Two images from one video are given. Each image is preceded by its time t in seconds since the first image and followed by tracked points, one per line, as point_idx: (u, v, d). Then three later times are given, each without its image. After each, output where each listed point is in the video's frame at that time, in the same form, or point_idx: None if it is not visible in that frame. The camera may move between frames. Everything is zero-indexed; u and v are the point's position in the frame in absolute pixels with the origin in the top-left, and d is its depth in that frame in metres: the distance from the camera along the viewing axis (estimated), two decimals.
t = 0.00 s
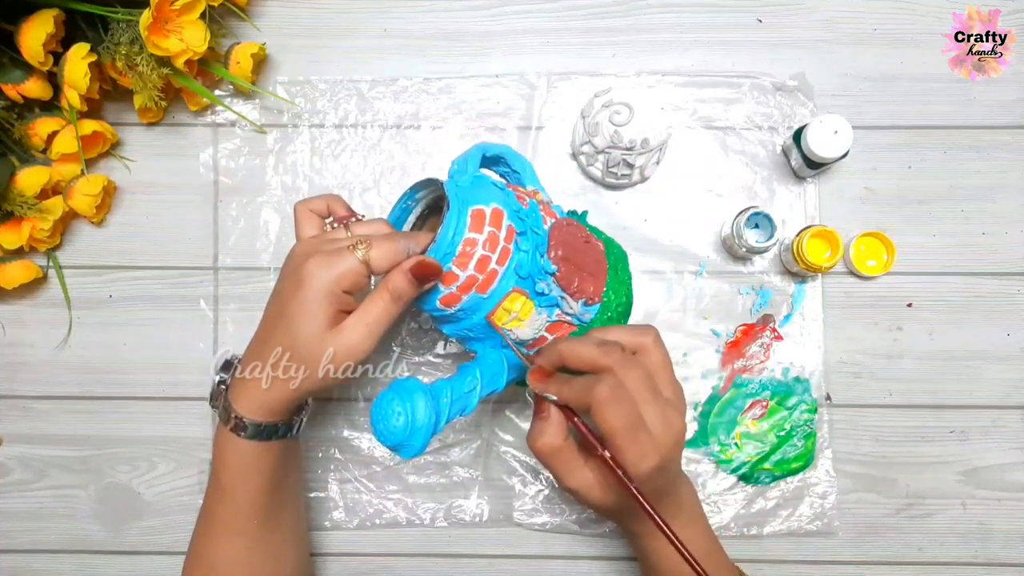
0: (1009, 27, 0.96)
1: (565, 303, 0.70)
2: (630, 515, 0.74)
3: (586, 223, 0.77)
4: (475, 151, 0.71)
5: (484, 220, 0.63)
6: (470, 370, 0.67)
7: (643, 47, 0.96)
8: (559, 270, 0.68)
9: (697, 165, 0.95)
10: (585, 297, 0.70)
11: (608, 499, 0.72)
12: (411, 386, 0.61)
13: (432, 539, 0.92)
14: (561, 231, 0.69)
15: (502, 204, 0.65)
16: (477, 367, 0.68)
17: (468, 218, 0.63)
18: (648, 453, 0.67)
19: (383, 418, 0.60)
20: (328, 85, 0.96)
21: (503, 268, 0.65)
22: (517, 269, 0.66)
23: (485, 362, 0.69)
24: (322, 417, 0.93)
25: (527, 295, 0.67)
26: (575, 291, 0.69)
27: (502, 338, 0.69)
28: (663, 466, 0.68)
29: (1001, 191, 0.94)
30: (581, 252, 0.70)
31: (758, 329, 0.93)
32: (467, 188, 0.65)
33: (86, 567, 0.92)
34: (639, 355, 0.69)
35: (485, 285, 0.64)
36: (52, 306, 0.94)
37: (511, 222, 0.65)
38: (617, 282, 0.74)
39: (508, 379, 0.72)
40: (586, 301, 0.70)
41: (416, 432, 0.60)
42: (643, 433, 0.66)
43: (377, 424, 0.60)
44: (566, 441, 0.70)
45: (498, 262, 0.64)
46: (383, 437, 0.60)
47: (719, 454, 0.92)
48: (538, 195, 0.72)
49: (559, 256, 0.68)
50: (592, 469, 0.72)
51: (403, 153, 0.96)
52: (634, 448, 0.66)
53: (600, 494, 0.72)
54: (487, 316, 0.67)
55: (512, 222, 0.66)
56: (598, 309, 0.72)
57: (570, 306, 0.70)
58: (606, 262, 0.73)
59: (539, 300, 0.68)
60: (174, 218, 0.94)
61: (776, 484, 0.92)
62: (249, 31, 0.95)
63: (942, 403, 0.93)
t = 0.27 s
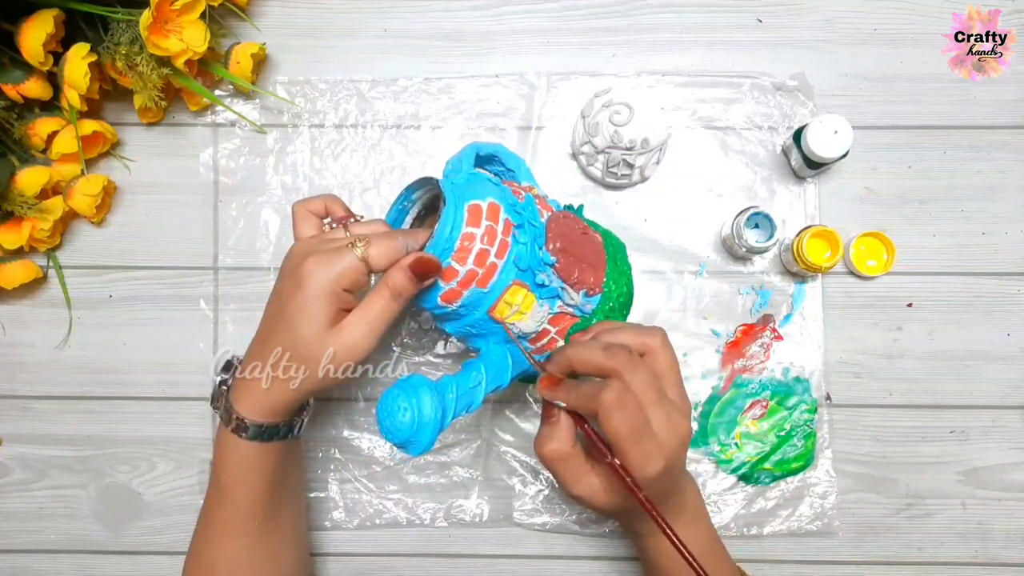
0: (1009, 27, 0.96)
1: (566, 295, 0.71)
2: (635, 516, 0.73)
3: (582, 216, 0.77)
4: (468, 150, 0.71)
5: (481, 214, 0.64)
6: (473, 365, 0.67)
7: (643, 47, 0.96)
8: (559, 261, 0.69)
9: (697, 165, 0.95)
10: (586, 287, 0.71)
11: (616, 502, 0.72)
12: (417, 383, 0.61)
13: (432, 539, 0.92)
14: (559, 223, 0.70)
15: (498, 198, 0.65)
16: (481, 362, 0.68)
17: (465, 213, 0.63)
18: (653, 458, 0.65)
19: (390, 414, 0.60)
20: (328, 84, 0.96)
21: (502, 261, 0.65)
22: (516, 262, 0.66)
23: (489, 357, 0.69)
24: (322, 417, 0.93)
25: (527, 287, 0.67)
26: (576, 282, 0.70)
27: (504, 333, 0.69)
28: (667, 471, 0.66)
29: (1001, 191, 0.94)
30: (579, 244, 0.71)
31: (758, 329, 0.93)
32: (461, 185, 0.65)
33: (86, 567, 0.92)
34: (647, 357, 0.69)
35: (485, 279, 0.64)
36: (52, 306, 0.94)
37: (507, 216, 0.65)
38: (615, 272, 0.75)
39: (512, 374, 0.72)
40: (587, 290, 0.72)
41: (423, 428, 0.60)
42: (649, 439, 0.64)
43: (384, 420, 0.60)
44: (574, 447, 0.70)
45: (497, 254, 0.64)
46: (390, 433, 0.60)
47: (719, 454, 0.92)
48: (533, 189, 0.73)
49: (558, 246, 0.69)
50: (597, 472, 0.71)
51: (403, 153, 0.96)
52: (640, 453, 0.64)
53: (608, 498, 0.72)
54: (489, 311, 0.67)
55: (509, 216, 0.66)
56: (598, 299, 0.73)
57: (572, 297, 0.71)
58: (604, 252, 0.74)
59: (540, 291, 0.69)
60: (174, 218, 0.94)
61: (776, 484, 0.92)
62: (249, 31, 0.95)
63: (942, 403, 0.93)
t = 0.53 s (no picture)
0: (1009, 27, 0.96)
1: (564, 301, 0.69)
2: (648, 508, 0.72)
3: (585, 221, 0.76)
4: (473, 151, 0.72)
5: (481, 218, 0.64)
6: (468, 368, 0.68)
7: (643, 47, 0.96)
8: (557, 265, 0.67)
9: (697, 165, 0.95)
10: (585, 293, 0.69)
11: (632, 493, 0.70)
12: (410, 385, 0.61)
13: (432, 539, 0.92)
14: (558, 228, 0.68)
15: (499, 201, 0.66)
16: (476, 365, 0.68)
17: (464, 215, 0.63)
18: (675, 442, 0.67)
19: (382, 416, 0.60)
20: (328, 84, 0.96)
21: (500, 265, 0.65)
22: (514, 267, 0.66)
23: (484, 360, 0.69)
24: (322, 417, 0.93)
25: (525, 292, 0.67)
26: (574, 288, 0.69)
27: (500, 336, 0.69)
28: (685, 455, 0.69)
29: (1001, 191, 0.94)
30: (578, 249, 0.69)
31: (758, 329, 0.93)
32: (462, 187, 0.65)
33: (86, 567, 0.92)
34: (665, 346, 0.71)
35: (483, 283, 0.64)
36: (52, 306, 0.94)
37: (507, 219, 0.65)
38: (616, 279, 0.73)
39: (508, 377, 0.72)
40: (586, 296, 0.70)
41: (416, 430, 0.60)
42: (673, 422, 0.67)
43: (376, 422, 0.60)
44: (593, 432, 0.68)
45: (496, 258, 0.64)
46: (383, 436, 0.60)
47: (719, 454, 0.92)
48: (535, 193, 0.72)
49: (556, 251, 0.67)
50: (614, 459, 0.70)
51: (403, 153, 0.96)
52: (664, 437, 0.67)
53: (624, 486, 0.70)
54: (486, 314, 0.67)
55: (509, 220, 0.66)
56: (597, 306, 0.71)
57: (569, 303, 0.69)
58: (605, 259, 0.72)
59: (538, 297, 0.68)
60: (174, 218, 0.94)
61: (776, 484, 0.92)
62: (249, 31, 0.95)
63: (942, 403, 0.93)
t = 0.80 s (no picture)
0: (1009, 27, 0.96)
1: (564, 301, 0.69)
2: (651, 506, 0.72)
3: (585, 221, 0.76)
4: (473, 151, 0.71)
5: (481, 219, 0.64)
6: (468, 368, 0.67)
7: (643, 47, 0.96)
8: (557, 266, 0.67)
9: (697, 165, 0.95)
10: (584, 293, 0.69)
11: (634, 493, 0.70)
12: (410, 385, 0.61)
13: (432, 539, 0.92)
14: (558, 229, 0.68)
15: (499, 202, 0.66)
16: (476, 366, 0.68)
17: (465, 216, 0.63)
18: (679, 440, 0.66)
19: (382, 417, 0.60)
20: (328, 84, 0.96)
21: (500, 266, 0.65)
22: (514, 269, 0.66)
23: (484, 361, 0.69)
24: (322, 417, 0.93)
25: (525, 293, 0.67)
26: (573, 289, 0.69)
27: (501, 337, 0.69)
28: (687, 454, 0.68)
29: (1002, 191, 0.94)
30: (578, 250, 0.69)
31: (758, 329, 0.93)
32: (462, 188, 0.65)
33: (86, 567, 0.92)
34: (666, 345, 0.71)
35: (483, 284, 0.64)
36: (52, 306, 0.94)
37: (508, 219, 0.65)
38: (616, 279, 0.73)
39: (508, 377, 0.72)
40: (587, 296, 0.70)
41: (415, 431, 0.60)
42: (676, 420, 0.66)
43: (376, 423, 0.60)
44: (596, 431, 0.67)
45: (496, 259, 0.64)
46: (383, 436, 0.60)
47: (719, 454, 0.92)
48: (536, 194, 0.72)
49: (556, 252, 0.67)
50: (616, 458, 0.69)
51: (403, 153, 0.96)
52: (666, 437, 0.66)
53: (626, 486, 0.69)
54: (486, 315, 0.67)
55: (509, 221, 0.66)
56: (597, 306, 0.71)
57: (569, 303, 0.69)
58: (605, 260, 0.72)
59: (538, 297, 0.68)
60: (174, 218, 0.94)
61: (776, 484, 0.92)
62: (249, 31, 0.95)
63: (941, 403, 0.93)
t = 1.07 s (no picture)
0: (1009, 27, 0.96)
1: (564, 300, 0.69)
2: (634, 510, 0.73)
3: (585, 221, 0.76)
4: (472, 151, 0.72)
5: (481, 218, 0.64)
6: (470, 368, 0.67)
7: (643, 47, 0.96)
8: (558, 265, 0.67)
9: (697, 165, 0.95)
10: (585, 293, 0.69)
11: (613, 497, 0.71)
12: (411, 385, 0.61)
13: (432, 539, 0.92)
14: (558, 228, 0.69)
15: (499, 201, 0.66)
16: (477, 365, 0.67)
17: (465, 215, 0.63)
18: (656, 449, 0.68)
19: (384, 417, 0.60)
20: (328, 84, 0.96)
21: (501, 265, 0.65)
22: (515, 266, 0.66)
23: (486, 360, 0.68)
24: (322, 417, 0.93)
25: (526, 291, 0.67)
26: (574, 288, 0.68)
27: (502, 336, 0.69)
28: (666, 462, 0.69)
29: (1002, 191, 0.94)
30: (578, 249, 0.69)
31: (758, 329, 0.93)
32: (462, 188, 0.65)
33: (86, 567, 0.92)
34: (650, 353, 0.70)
35: (484, 283, 0.64)
36: (52, 306, 0.94)
37: (508, 216, 0.65)
38: (616, 278, 0.73)
39: (509, 377, 0.71)
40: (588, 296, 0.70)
41: (418, 432, 0.60)
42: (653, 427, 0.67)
43: (379, 423, 0.60)
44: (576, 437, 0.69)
45: (496, 259, 0.64)
46: (384, 437, 0.60)
47: (719, 454, 0.92)
48: (535, 194, 0.72)
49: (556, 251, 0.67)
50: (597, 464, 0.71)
51: (403, 153, 0.96)
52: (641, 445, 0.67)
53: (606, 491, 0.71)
54: (487, 314, 0.67)
55: (509, 220, 0.66)
56: (598, 305, 0.71)
57: (570, 303, 0.69)
58: (605, 258, 0.72)
59: (539, 296, 0.68)
60: (174, 218, 0.94)
61: (776, 485, 0.92)
62: (249, 31, 0.95)
63: (941, 403, 0.93)
